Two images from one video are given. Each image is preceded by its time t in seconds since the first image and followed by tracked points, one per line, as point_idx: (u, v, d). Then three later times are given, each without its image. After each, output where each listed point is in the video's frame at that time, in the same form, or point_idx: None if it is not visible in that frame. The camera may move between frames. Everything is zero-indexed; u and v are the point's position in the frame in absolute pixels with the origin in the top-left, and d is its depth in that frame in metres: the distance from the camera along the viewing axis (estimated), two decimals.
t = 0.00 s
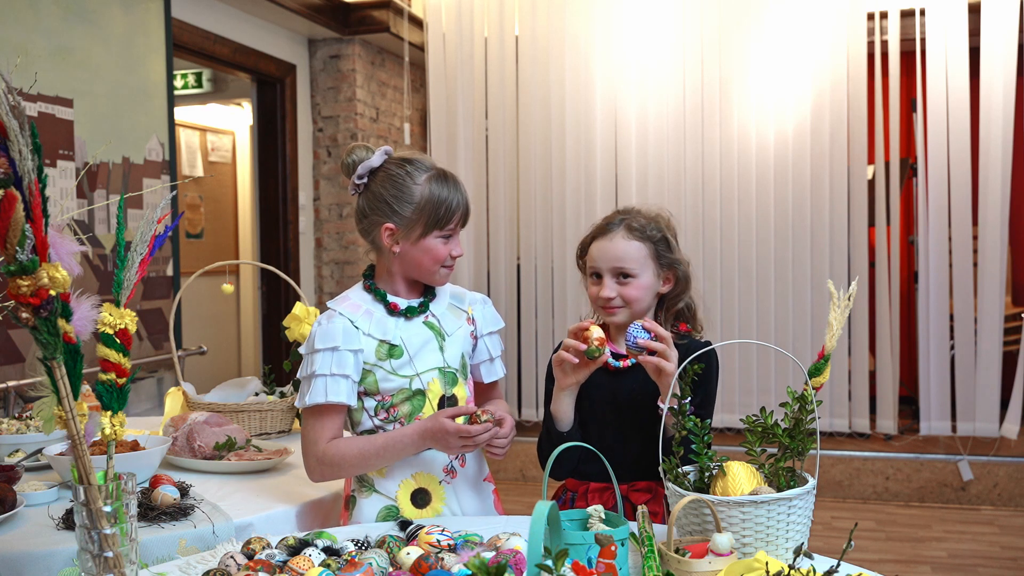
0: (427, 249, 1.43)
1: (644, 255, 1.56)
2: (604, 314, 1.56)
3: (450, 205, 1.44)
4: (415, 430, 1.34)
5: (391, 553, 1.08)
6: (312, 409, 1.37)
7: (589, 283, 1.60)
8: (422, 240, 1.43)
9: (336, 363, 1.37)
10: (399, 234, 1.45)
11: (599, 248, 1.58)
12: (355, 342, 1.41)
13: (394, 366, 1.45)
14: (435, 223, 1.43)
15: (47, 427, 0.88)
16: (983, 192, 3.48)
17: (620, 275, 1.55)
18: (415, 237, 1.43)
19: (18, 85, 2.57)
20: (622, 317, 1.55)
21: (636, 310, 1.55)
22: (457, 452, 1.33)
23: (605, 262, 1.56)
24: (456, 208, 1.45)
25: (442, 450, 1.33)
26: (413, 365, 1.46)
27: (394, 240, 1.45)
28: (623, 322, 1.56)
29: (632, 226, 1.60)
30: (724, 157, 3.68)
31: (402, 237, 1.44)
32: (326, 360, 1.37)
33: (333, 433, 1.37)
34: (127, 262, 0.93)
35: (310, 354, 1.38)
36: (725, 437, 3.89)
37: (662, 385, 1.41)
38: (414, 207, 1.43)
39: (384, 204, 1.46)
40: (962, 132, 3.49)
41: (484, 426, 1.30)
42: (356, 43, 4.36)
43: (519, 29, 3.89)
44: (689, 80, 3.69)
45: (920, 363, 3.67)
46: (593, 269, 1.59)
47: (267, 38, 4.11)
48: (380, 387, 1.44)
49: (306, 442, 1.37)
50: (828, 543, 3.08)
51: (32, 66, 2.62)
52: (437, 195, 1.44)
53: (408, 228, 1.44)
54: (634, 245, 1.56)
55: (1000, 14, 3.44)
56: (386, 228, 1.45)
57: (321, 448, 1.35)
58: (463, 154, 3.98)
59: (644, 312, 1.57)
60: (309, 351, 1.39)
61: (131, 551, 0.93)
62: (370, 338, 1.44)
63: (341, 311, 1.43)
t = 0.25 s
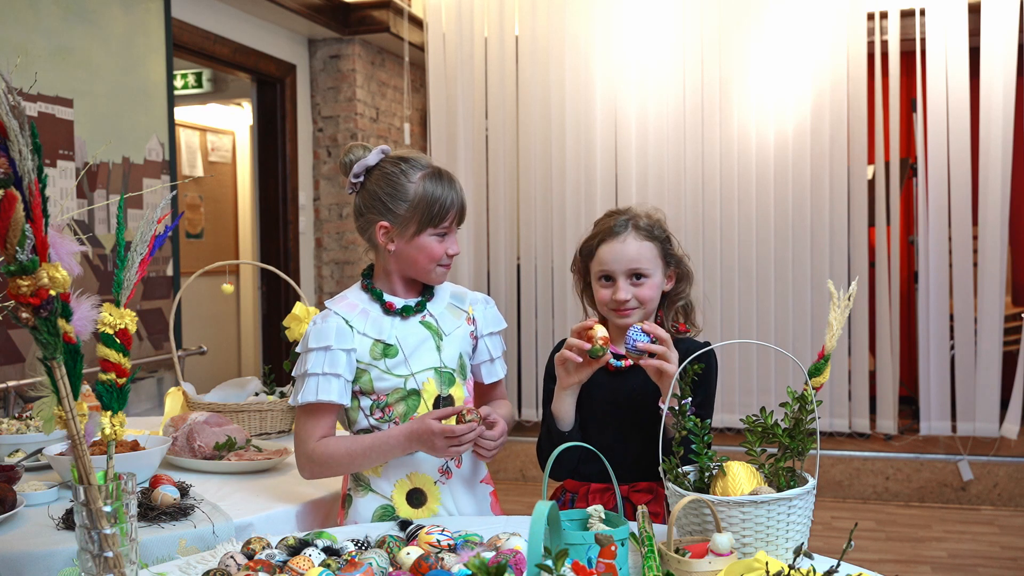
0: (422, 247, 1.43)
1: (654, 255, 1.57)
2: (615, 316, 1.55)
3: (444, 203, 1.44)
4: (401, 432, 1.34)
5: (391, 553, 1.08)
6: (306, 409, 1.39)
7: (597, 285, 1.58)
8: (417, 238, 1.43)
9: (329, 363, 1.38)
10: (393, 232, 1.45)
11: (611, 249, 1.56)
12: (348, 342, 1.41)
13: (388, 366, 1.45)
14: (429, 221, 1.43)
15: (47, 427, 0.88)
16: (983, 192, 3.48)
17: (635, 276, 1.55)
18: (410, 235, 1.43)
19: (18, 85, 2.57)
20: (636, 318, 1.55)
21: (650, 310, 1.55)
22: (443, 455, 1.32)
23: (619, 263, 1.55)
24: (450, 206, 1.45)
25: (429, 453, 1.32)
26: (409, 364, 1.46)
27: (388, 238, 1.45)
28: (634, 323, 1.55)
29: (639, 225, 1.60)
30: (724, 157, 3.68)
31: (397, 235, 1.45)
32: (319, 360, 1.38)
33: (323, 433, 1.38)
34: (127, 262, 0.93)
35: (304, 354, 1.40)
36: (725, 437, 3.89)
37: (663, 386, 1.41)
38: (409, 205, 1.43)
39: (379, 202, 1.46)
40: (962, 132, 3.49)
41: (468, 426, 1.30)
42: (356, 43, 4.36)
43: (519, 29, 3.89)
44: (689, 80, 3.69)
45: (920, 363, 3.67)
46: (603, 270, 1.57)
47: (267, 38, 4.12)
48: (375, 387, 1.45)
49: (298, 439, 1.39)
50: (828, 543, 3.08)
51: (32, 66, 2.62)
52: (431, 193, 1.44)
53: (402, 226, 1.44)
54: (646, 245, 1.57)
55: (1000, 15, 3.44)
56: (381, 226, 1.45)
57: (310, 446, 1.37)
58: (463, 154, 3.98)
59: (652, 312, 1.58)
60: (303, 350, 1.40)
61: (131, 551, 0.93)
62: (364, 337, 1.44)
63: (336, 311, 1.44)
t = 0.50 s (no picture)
0: (418, 241, 1.43)
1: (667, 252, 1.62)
2: (636, 311, 1.57)
3: (439, 196, 1.44)
4: (390, 434, 1.33)
5: (391, 553, 1.08)
6: (303, 407, 1.40)
7: (616, 281, 1.58)
8: (413, 231, 1.43)
9: (324, 362, 1.39)
10: (390, 226, 1.45)
11: (637, 245, 1.57)
12: (347, 340, 1.42)
13: (388, 365, 1.45)
14: (423, 214, 1.42)
15: (47, 427, 0.88)
16: (983, 192, 3.48)
17: (649, 273, 1.57)
18: (406, 229, 1.43)
19: (18, 85, 2.57)
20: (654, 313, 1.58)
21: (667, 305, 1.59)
22: (429, 457, 1.31)
23: (646, 260, 1.56)
24: (445, 199, 1.44)
25: (415, 455, 1.31)
26: (408, 364, 1.46)
27: (385, 233, 1.46)
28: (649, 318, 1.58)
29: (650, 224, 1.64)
30: (724, 157, 3.68)
31: (393, 230, 1.45)
32: (315, 358, 1.39)
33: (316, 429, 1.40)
34: (128, 262, 0.93)
35: (302, 351, 1.41)
36: (725, 436, 3.89)
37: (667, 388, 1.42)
38: (404, 199, 1.43)
39: (376, 199, 1.47)
40: (962, 132, 3.49)
41: (456, 427, 1.30)
42: (356, 43, 4.36)
43: (519, 29, 3.89)
44: (689, 80, 3.69)
45: (919, 362, 3.67)
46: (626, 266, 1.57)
47: (267, 38, 4.11)
48: (374, 385, 1.45)
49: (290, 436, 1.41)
50: (828, 543, 3.08)
51: (32, 66, 2.62)
52: (425, 187, 1.43)
53: (398, 221, 1.44)
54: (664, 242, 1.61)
55: (1000, 14, 3.44)
56: (377, 222, 1.46)
57: (300, 443, 1.38)
58: (463, 154, 3.98)
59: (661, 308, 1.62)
60: (302, 347, 1.41)
61: (131, 551, 0.93)
62: (364, 335, 1.45)
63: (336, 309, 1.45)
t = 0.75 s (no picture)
0: (416, 240, 1.43)
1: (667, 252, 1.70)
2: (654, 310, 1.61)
3: (436, 195, 1.43)
4: (390, 430, 1.34)
5: (391, 553, 1.08)
6: (303, 406, 1.40)
7: (640, 281, 1.60)
8: (411, 230, 1.43)
9: (325, 361, 1.39)
10: (388, 225, 1.45)
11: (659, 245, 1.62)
12: (347, 339, 1.42)
13: (388, 364, 1.45)
14: (421, 213, 1.42)
15: (47, 427, 0.88)
16: (983, 192, 3.48)
17: (665, 273, 1.63)
18: (404, 228, 1.43)
19: (18, 85, 2.57)
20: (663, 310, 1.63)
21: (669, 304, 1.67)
22: (429, 453, 1.31)
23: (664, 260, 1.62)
24: (443, 198, 1.44)
25: (415, 452, 1.31)
26: (408, 363, 1.46)
27: (384, 232, 1.46)
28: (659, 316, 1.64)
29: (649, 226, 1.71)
30: (724, 157, 3.68)
31: (392, 229, 1.45)
32: (315, 358, 1.39)
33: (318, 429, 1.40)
34: (127, 262, 0.93)
35: (303, 350, 1.41)
36: (725, 437, 3.89)
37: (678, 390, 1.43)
38: (402, 198, 1.43)
39: (374, 198, 1.47)
40: (962, 131, 3.49)
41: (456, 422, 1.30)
42: (356, 43, 4.36)
43: (518, 29, 3.89)
44: (689, 80, 3.69)
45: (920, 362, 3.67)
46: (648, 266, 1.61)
47: (267, 38, 4.11)
48: (375, 385, 1.45)
49: (291, 435, 1.41)
50: (828, 543, 3.08)
51: (32, 65, 2.62)
52: (422, 186, 1.43)
53: (396, 220, 1.44)
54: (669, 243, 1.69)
55: (1000, 15, 3.44)
56: (376, 221, 1.46)
57: (301, 442, 1.38)
58: (463, 154, 3.98)
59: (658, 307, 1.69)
60: (302, 347, 1.41)
61: (131, 551, 0.93)
62: (364, 334, 1.45)
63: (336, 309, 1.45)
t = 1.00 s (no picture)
0: (417, 239, 1.43)
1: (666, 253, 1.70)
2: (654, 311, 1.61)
3: (436, 194, 1.43)
4: (392, 429, 1.34)
5: (391, 553, 1.08)
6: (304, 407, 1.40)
7: (643, 281, 1.60)
8: (411, 229, 1.43)
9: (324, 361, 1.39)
10: (389, 225, 1.45)
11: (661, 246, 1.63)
12: (348, 339, 1.43)
13: (390, 364, 1.45)
14: (421, 213, 1.42)
15: (47, 427, 0.88)
16: (983, 192, 3.48)
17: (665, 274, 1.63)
18: (404, 227, 1.43)
19: (18, 85, 2.57)
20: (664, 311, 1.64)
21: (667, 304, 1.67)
22: (430, 452, 1.31)
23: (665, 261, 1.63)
24: (443, 197, 1.44)
25: (416, 450, 1.31)
26: (410, 363, 1.46)
27: (384, 231, 1.46)
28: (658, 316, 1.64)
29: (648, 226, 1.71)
30: (724, 157, 3.68)
31: (392, 228, 1.45)
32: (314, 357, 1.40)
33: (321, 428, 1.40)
34: (127, 262, 0.93)
35: (304, 350, 1.41)
36: (725, 436, 3.89)
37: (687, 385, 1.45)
38: (402, 198, 1.43)
39: (374, 198, 1.47)
40: (962, 131, 3.49)
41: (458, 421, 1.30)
42: (356, 43, 4.36)
43: (518, 29, 3.89)
44: (689, 80, 3.69)
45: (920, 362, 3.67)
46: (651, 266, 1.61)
47: (267, 38, 4.11)
48: (376, 384, 1.45)
49: (293, 435, 1.42)
50: (828, 543, 3.08)
51: (32, 65, 2.62)
52: (422, 186, 1.43)
53: (396, 219, 1.44)
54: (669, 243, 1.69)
55: (999, 15, 3.44)
56: (376, 220, 1.46)
57: (303, 442, 1.39)
58: (463, 154, 3.98)
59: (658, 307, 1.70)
60: (304, 347, 1.42)
61: (131, 551, 0.93)
62: (366, 334, 1.45)
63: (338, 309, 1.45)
